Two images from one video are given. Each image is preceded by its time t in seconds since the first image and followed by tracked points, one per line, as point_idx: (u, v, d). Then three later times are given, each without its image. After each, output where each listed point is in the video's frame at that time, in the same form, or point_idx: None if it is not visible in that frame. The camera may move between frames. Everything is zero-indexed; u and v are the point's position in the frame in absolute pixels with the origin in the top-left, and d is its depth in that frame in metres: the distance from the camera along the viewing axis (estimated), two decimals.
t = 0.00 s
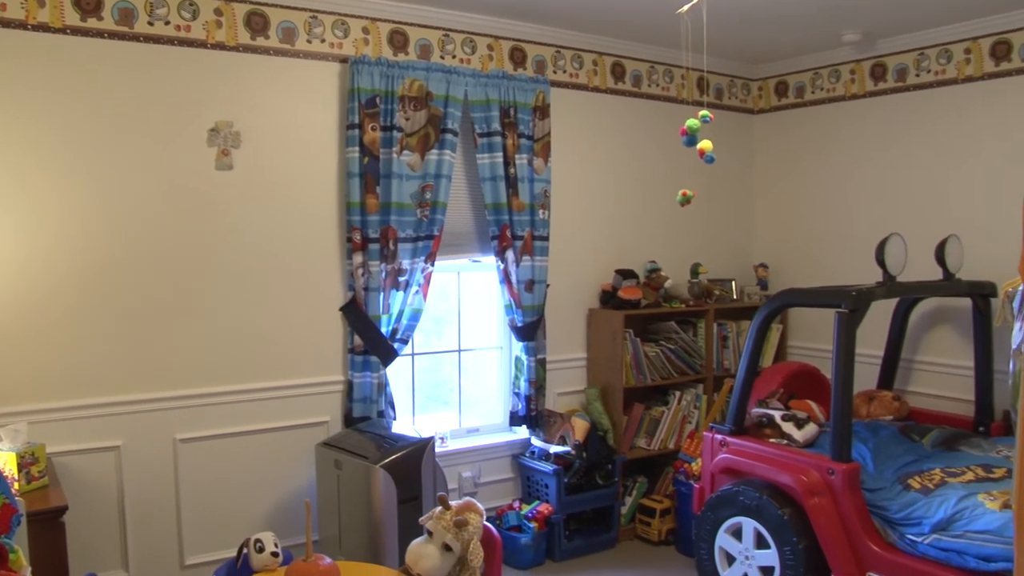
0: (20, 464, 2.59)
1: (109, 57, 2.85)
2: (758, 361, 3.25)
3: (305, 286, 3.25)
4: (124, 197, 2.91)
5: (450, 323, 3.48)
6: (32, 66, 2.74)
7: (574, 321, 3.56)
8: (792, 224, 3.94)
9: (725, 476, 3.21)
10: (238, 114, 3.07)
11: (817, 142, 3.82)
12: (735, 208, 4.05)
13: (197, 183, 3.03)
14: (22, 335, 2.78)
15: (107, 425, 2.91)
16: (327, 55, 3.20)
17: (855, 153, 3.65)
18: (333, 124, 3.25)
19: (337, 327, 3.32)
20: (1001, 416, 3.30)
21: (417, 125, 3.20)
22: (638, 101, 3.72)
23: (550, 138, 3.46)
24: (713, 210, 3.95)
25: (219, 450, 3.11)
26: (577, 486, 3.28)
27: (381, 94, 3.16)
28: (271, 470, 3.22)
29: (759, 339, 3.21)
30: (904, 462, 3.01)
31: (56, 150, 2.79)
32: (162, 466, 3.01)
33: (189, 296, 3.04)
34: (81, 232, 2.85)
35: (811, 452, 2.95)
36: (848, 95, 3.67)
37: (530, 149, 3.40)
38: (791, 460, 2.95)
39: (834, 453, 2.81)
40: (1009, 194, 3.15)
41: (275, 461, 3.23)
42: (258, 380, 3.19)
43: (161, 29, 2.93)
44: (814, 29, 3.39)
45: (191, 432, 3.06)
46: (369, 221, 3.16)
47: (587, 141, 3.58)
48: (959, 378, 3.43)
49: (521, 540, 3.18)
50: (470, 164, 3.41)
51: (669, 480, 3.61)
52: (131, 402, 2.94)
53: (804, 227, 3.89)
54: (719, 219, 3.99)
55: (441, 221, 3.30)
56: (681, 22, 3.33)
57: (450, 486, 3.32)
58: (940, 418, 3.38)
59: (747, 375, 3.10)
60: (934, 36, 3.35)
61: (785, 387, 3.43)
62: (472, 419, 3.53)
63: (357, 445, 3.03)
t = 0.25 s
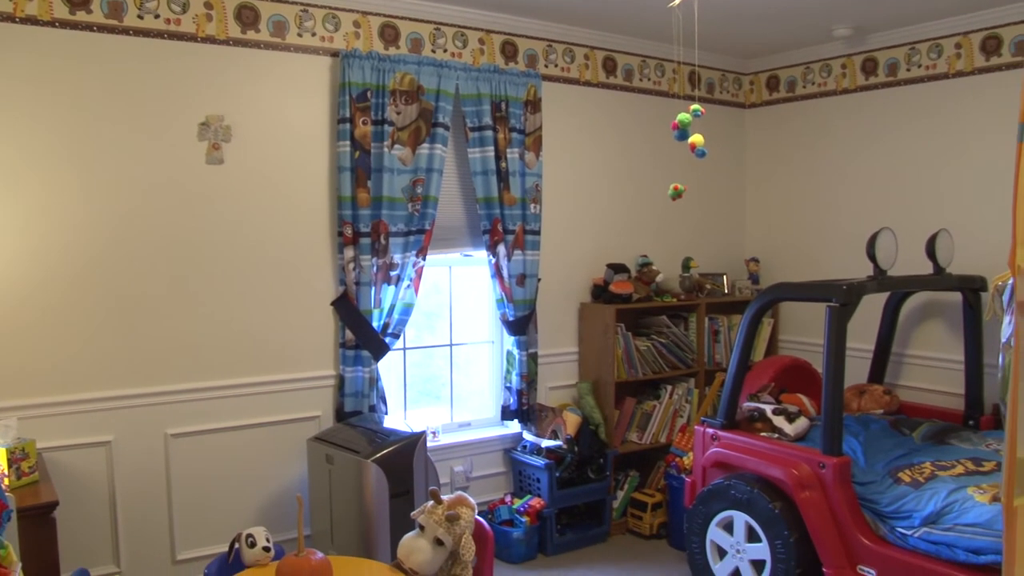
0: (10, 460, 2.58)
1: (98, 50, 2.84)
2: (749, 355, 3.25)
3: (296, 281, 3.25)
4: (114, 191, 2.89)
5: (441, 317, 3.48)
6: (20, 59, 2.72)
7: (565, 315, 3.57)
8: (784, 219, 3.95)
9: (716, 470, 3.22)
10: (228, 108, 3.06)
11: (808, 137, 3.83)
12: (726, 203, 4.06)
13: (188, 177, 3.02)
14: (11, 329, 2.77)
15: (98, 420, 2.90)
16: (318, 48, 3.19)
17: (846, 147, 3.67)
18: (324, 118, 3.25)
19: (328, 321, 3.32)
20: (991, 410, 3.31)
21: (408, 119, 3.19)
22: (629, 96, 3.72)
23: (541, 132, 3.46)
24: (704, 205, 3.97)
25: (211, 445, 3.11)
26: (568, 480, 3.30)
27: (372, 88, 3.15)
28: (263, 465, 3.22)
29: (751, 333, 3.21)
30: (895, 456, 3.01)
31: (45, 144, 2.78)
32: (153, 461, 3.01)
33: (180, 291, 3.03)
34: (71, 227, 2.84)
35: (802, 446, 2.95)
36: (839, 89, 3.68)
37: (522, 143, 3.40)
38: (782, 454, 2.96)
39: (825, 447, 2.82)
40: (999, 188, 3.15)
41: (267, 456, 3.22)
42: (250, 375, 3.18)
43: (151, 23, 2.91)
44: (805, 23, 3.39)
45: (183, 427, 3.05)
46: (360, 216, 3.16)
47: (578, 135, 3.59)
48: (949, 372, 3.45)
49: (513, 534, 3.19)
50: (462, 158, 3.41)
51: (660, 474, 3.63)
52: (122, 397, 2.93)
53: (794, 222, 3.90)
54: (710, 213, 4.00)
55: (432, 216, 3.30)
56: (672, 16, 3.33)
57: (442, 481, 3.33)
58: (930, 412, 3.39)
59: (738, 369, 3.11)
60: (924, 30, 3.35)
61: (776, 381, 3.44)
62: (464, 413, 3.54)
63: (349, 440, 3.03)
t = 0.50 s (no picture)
0: (3, 455, 2.57)
1: (90, 44, 2.82)
2: (743, 350, 3.25)
3: (290, 275, 3.25)
4: (107, 186, 2.88)
5: (435, 312, 3.49)
6: (12, 52, 2.70)
7: (559, 310, 3.58)
8: (778, 214, 3.95)
9: (710, 464, 3.22)
10: (221, 102, 3.05)
11: (801, 132, 3.83)
12: (720, 198, 4.07)
13: (182, 172, 3.01)
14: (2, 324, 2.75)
15: (92, 415, 2.90)
16: (311, 43, 3.19)
17: (839, 142, 3.67)
18: (318, 113, 3.25)
19: (322, 316, 3.32)
20: (984, 404, 3.32)
21: (401, 114, 3.19)
22: (623, 90, 3.72)
23: (535, 127, 3.46)
24: (697, 200, 3.97)
25: (205, 440, 3.11)
26: (562, 474, 3.31)
27: (366, 82, 3.15)
28: (256, 460, 3.21)
29: (744, 328, 3.22)
30: (887, 449, 3.01)
31: (37, 139, 2.76)
32: (147, 456, 3.00)
33: (174, 286, 3.03)
34: (63, 221, 2.82)
35: (795, 440, 2.96)
36: (833, 84, 3.69)
37: (515, 138, 3.40)
38: (775, 448, 2.97)
39: (818, 441, 2.83)
40: (992, 183, 3.16)
41: (261, 450, 3.22)
42: (243, 370, 3.18)
43: (143, 16, 2.90)
44: (800, 18, 3.39)
45: (177, 422, 3.05)
46: (354, 210, 3.16)
47: (571, 129, 3.59)
48: (943, 366, 3.45)
49: (507, 528, 3.20)
50: (455, 153, 3.42)
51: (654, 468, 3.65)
52: (116, 392, 2.93)
53: (788, 216, 3.91)
54: (704, 208, 4.01)
55: (426, 210, 3.30)
56: (666, 11, 3.33)
57: (436, 475, 3.35)
58: (924, 406, 3.40)
59: (731, 364, 3.11)
60: (917, 25, 3.36)
61: (769, 375, 3.45)
62: (458, 408, 3.55)
63: (343, 435, 3.03)
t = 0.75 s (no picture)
0: None
1: (81, 38, 2.80)
2: (736, 345, 3.25)
3: (283, 270, 3.24)
4: (99, 180, 2.87)
5: (429, 307, 3.49)
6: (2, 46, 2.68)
7: (552, 305, 3.58)
8: (771, 209, 3.96)
9: (703, 459, 3.23)
10: (214, 97, 3.04)
11: (794, 127, 3.84)
12: (713, 192, 4.08)
13: (174, 166, 2.99)
14: None
15: (84, 411, 2.89)
16: (304, 37, 3.17)
17: (832, 137, 3.68)
18: (311, 107, 3.24)
19: (315, 311, 3.31)
20: (975, 398, 3.33)
21: (395, 108, 3.18)
22: (616, 85, 3.73)
23: (528, 121, 3.46)
24: (691, 194, 3.98)
25: (198, 435, 3.10)
26: (556, 469, 3.32)
27: (359, 76, 3.14)
28: (249, 455, 3.21)
29: (738, 323, 3.21)
30: (880, 444, 3.02)
31: (27, 134, 2.74)
32: (140, 452, 2.99)
33: (166, 281, 3.01)
34: (55, 217, 2.81)
35: (788, 435, 2.97)
36: (826, 79, 3.69)
37: (509, 132, 3.40)
38: (768, 442, 2.97)
39: (811, 436, 2.83)
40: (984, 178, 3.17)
41: (255, 445, 3.22)
42: (236, 365, 3.17)
43: (135, 10, 2.87)
44: (794, 13, 3.38)
45: (170, 418, 3.04)
46: (347, 205, 3.16)
47: (565, 124, 3.59)
48: (935, 360, 3.47)
49: (500, 523, 3.21)
50: (448, 148, 3.41)
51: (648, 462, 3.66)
52: (108, 388, 2.91)
53: (780, 211, 3.92)
54: (697, 203, 4.02)
55: (419, 205, 3.30)
56: (660, 6, 3.33)
57: (430, 470, 3.36)
58: (916, 400, 3.41)
59: (724, 359, 3.11)
60: (911, 20, 3.36)
61: (762, 369, 3.46)
62: (451, 403, 3.55)
63: (336, 430, 3.03)
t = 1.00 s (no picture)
0: None
1: (70, 32, 2.77)
2: (727, 339, 3.25)
3: (274, 265, 3.23)
4: (89, 175, 2.84)
5: (420, 302, 3.49)
6: None
7: (544, 300, 3.59)
8: (762, 204, 3.97)
9: (695, 453, 3.23)
10: (204, 91, 3.02)
11: (786, 122, 3.85)
12: (704, 187, 4.08)
13: (164, 161, 2.97)
14: None
15: (75, 407, 2.87)
16: (295, 31, 3.16)
17: (823, 132, 3.69)
18: (302, 102, 3.23)
19: (307, 306, 3.31)
20: (964, 392, 3.35)
21: (386, 103, 3.18)
22: (607, 80, 3.73)
23: (520, 116, 3.46)
24: (682, 189, 3.99)
25: (190, 431, 3.09)
26: (547, 464, 3.33)
27: (350, 71, 3.13)
28: (241, 451, 3.20)
29: (729, 317, 3.22)
30: (870, 438, 3.02)
31: (16, 128, 2.71)
32: (131, 448, 2.98)
33: (157, 276, 3.00)
34: (44, 211, 2.78)
35: (779, 429, 2.98)
36: (818, 74, 3.70)
37: (500, 127, 3.40)
38: (759, 436, 2.98)
39: (802, 430, 2.84)
40: (974, 173, 3.18)
41: (246, 441, 3.21)
42: (227, 361, 3.16)
43: (125, 4, 2.85)
44: (786, 8, 3.39)
45: (161, 413, 3.03)
46: (338, 200, 3.15)
47: (556, 119, 3.59)
48: (924, 354, 3.48)
49: (492, 518, 3.22)
50: (440, 142, 3.41)
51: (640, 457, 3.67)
52: (99, 384, 2.90)
53: (771, 206, 3.93)
54: (688, 198, 4.03)
55: (410, 200, 3.30)
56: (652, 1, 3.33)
57: (421, 465, 3.37)
58: (906, 394, 3.43)
59: (715, 353, 3.12)
60: (902, 15, 3.36)
61: (754, 364, 3.47)
62: (443, 398, 3.55)
63: (328, 425, 3.02)
